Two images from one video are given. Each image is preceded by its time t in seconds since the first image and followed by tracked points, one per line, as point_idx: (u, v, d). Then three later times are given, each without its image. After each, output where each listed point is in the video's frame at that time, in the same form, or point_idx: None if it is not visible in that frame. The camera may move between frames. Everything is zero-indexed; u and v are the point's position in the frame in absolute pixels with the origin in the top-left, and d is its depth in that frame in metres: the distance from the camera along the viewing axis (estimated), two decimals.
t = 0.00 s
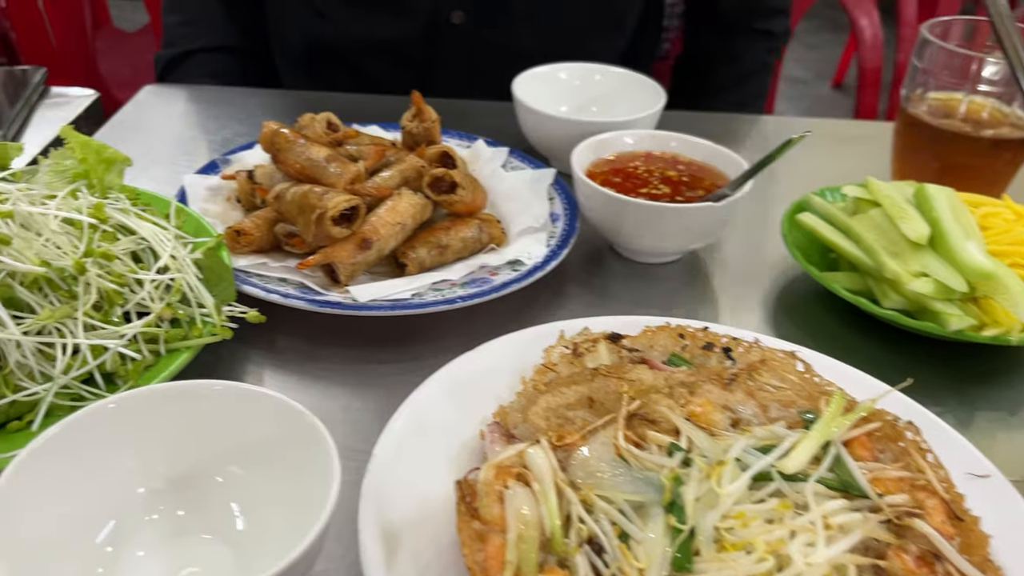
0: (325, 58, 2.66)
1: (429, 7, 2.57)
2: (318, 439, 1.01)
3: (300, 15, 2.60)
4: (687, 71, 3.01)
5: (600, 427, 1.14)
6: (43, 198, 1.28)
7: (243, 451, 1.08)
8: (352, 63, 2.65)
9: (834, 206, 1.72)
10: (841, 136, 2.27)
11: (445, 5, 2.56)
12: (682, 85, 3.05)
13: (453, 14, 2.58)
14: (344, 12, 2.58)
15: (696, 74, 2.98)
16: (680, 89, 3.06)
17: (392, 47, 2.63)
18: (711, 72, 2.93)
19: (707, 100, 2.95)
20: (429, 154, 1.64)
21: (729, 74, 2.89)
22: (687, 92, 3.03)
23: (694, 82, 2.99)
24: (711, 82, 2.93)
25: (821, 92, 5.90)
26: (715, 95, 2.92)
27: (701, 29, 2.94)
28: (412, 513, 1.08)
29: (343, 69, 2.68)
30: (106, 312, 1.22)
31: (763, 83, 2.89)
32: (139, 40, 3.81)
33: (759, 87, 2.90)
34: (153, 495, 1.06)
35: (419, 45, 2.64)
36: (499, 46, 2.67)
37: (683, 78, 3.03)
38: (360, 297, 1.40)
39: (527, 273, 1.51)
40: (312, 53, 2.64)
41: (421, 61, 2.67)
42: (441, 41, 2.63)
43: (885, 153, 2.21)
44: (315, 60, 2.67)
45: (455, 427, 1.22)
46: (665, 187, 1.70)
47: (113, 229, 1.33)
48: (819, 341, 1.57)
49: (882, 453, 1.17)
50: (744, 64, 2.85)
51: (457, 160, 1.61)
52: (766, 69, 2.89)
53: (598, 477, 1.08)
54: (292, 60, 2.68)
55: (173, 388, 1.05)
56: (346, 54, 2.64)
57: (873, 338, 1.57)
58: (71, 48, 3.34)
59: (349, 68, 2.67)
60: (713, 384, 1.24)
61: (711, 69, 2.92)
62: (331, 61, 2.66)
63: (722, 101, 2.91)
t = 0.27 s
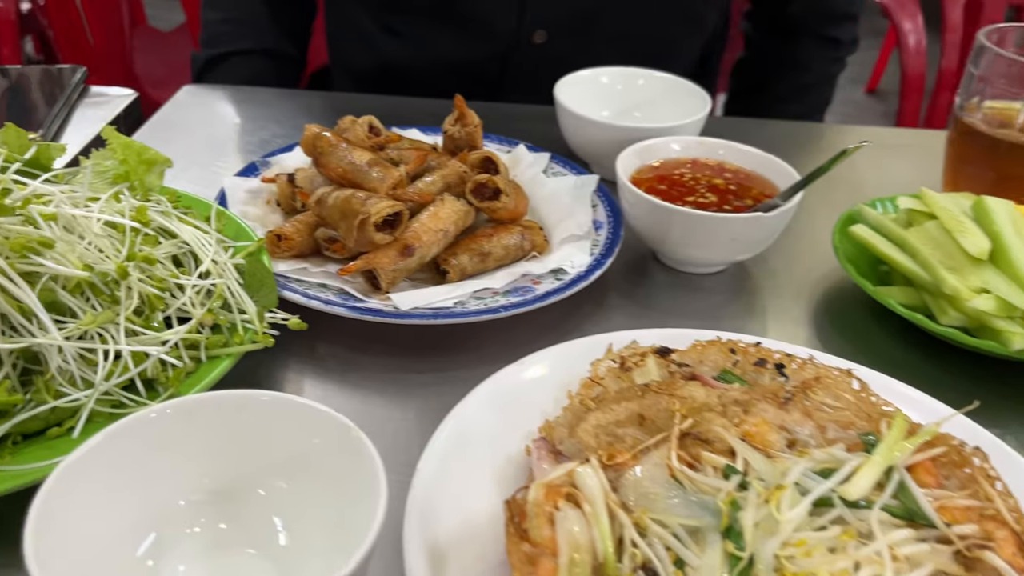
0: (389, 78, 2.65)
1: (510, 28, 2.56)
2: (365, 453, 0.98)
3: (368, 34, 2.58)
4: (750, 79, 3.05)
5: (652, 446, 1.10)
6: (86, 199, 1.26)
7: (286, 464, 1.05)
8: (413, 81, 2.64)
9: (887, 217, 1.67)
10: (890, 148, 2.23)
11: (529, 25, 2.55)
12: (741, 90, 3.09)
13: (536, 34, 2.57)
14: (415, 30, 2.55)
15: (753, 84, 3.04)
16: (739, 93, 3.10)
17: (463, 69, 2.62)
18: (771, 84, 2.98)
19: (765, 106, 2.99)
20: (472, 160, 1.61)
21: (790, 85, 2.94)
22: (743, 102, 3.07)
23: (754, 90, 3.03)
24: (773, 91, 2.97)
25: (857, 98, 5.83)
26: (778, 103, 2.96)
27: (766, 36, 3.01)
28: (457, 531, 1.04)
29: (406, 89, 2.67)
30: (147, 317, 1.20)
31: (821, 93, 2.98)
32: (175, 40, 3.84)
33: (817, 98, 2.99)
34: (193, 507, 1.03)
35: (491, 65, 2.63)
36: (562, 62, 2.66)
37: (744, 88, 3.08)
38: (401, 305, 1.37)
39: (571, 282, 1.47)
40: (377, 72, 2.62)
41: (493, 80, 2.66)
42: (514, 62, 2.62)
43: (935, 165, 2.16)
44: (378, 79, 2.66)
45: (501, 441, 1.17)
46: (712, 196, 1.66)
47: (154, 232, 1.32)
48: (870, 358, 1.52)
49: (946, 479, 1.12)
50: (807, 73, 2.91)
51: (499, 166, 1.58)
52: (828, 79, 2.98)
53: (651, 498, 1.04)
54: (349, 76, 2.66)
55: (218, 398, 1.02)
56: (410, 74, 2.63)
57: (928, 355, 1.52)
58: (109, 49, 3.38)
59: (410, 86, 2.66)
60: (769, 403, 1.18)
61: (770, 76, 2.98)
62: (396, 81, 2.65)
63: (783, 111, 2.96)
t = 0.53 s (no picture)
0: (440, 80, 2.62)
1: (567, 29, 2.50)
2: (406, 472, 0.94)
3: (424, 41, 2.54)
4: (797, 82, 2.99)
5: (702, 468, 1.06)
6: (123, 202, 1.24)
7: (324, 479, 1.02)
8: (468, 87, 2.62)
9: (940, 228, 1.61)
10: (936, 161, 2.17)
11: (589, 27, 2.49)
12: (784, 95, 3.03)
13: (595, 36, 2.51)
14: (473, 37, 2.52)
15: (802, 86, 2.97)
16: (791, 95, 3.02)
17: (521, 76, 2.60)
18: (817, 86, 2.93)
19: (812, 110, 2.94)
20: (511, 164, 1.58)
21: (839, 88, 2.88)
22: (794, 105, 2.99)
23: (801, 93, 2.97)
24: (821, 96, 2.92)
25: (892, 102, 5.74)
26: (826, 109, 2.91)
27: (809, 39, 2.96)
28: (498, 552, 1.00)
29: (458, 92, 2.64)
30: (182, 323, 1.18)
31: (872, 98, 2.93)
32: (210, 37, 3.85)
33: (866, 104, 2.94)
34: (229, 522, 1.00)
35: (550, 73, 2.60)
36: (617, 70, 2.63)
37: (790, 91, 3.02)
38: (439, 313, 1.34)
39: (613, 292, 1.43)
40: (430, 76, 2.60)
41: (553, 87, 2.63)
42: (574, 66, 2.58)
43: (986, 180, 2.10)
44: (430, 82, 2.63)
45: (544, 458, 1.13)
46: (757, 205, 1.62)
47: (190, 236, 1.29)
48: (922, 375, 1.46)
49: (1013, 509, 1.05)
50: (858, 77, 2.85)
51: (539, 172, 1.54)
52: (878, 84, 2.92)
53: (702, 523, 1.00)
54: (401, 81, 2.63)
55: (254, 411, 0.98)
56: (464, 78, 2.60)
57: (983, 374, 1.46)
58: (144, 45, 3.40)
59: (463, 89, 2.63)
60: (823, 424, 1.13)
61: (817, 79, 2.92)
62: (449, 83, 2.62)
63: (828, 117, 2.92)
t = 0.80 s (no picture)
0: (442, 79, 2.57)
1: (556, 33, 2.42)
2: (443, 489, 0.90)
3: (420, 40, 2.49)
4: (826, 88, 2.90)
5: (751, 489, 1.01)
6: (154, 202, 1.21)
7: (357, 493, 0.98)
8: (468, 86, 2.56)
9: (994, 238, 1.54)
10: (981, 176, 2.11)
11: (575, 33, 2.41)
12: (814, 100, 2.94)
13: (582, 42, 2.43)
14: (464, 38, 2.47)
15: (836, 90, 2.87)
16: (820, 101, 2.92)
17: (513, 78, 2.52)
18: (848, 95, 2.84)
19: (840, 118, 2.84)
20: (548, 167, 1.54)
21: (868, 100, 2.79)
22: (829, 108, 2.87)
23: (830, 99, 2.87)
24: (855, 103, 2.82)
25: (925, 104, 5.62)
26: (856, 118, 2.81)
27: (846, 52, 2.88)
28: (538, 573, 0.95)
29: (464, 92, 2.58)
30: (212, 327, 1.15)
31: (905, 109, 2.83)
32: (239, 33, 3.84)
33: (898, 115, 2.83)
34: (260, 538, 0.97)
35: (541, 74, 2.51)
36: (622, 76, 2.54)
37: (819, 97, 2.92)
38: (474, 320, 1.30)
39: (653, 300, 1.38)
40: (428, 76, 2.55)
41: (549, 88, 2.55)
42: (565, 71, 2.50)
43: None
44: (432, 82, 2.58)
45: (584, 473, 1.09)
46: (801, 211, 1.57)
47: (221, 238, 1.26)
48: (976, 391, 1.40)
49: None
50: (886, 90, 2.77)
51: (576, 175, 1.50)
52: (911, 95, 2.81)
53: (751, 548, 0.95)
54: (402, 79, 2.59)
55: (283, 420, 0.95)
56: (463, 78, 2.54)
57: None
58: (174, 42, 3.40)
59: (465, 88, 2.57)
60: (876, 443, 1.08)
61: (845, 88, 2.84)
62: (450, 81, 2.57)
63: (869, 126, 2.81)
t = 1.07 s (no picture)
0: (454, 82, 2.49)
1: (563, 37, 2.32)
2: (482, 510, 0.86)
3: (426, 38, 2.41)
4: (860, 88, 2.80)
5: (803, 512, 0.96)
6: (183, 203, 1.18)
7: (390, 510, 0.94)
8: (471, 87, 2.47)
9: None
10: None
11: (583, 37, 2.29)
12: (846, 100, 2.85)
13: (591, 44, 2.31)
14: (462, 39, 2.37)
15: (871, 91, 2.76)
16: (849, 105, 2.83)
17: (516, 80, 2.42)
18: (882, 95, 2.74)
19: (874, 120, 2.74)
20: (584, 169, 1.49)
21: (902, 100, 2.70)
22: (859, 109, 2.78)
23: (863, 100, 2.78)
24: (884, 105, 2.72)
25: (960, 104, 5.48)
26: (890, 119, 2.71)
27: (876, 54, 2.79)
28: None
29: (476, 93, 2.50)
30: (241, 333, 1.11)
31: (942, 108, 2.73)
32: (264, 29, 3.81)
33: (934, 115, 2.73)
34: (289, 553, 0.94)
35: (546, 76, 2.42)
36: (635, 77, 2.45)
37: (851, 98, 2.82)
38: (508, 328, 1.26)
39: (693, 309, 1.33)
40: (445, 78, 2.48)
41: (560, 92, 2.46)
42: (570, 73, 2.39)
43: None
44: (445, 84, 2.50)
45: (624, 491, 1.04)
46: (846, 217, 1.51)
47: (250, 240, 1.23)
48: None
49: None
50: (922, 90, 2.67)
51: (614, 179, 1.46)
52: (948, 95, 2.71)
53: None
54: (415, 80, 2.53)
55: (314, 432, 0.91)
56: (466, 78, 2.45)
57: None
58: (200, 38, 3.38)
59: (468, 87, 2.48)
60: (932, 465, 1.01)
61: (878, 89, 2.75)
62: (453, 79, 2.48)
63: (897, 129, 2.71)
